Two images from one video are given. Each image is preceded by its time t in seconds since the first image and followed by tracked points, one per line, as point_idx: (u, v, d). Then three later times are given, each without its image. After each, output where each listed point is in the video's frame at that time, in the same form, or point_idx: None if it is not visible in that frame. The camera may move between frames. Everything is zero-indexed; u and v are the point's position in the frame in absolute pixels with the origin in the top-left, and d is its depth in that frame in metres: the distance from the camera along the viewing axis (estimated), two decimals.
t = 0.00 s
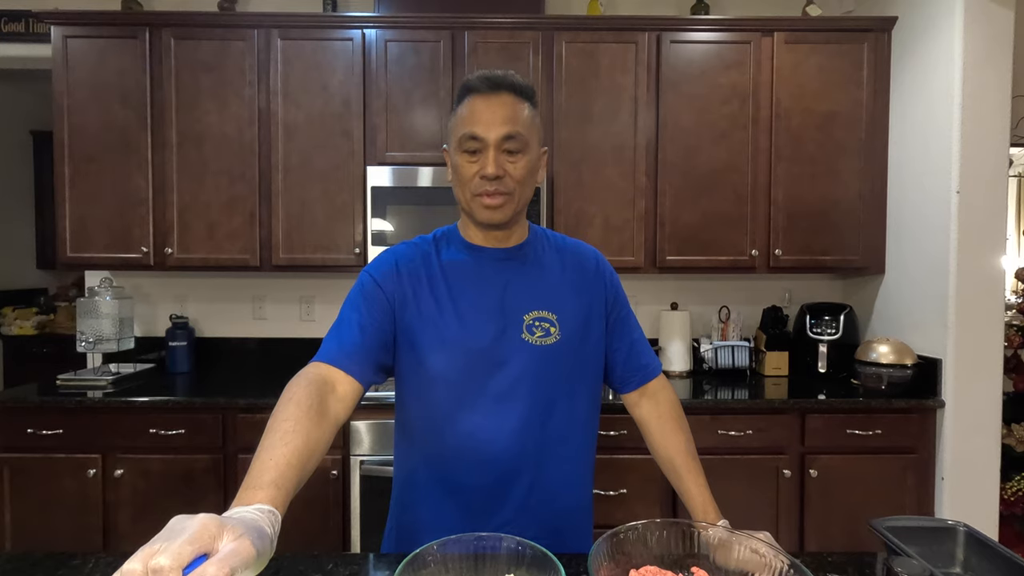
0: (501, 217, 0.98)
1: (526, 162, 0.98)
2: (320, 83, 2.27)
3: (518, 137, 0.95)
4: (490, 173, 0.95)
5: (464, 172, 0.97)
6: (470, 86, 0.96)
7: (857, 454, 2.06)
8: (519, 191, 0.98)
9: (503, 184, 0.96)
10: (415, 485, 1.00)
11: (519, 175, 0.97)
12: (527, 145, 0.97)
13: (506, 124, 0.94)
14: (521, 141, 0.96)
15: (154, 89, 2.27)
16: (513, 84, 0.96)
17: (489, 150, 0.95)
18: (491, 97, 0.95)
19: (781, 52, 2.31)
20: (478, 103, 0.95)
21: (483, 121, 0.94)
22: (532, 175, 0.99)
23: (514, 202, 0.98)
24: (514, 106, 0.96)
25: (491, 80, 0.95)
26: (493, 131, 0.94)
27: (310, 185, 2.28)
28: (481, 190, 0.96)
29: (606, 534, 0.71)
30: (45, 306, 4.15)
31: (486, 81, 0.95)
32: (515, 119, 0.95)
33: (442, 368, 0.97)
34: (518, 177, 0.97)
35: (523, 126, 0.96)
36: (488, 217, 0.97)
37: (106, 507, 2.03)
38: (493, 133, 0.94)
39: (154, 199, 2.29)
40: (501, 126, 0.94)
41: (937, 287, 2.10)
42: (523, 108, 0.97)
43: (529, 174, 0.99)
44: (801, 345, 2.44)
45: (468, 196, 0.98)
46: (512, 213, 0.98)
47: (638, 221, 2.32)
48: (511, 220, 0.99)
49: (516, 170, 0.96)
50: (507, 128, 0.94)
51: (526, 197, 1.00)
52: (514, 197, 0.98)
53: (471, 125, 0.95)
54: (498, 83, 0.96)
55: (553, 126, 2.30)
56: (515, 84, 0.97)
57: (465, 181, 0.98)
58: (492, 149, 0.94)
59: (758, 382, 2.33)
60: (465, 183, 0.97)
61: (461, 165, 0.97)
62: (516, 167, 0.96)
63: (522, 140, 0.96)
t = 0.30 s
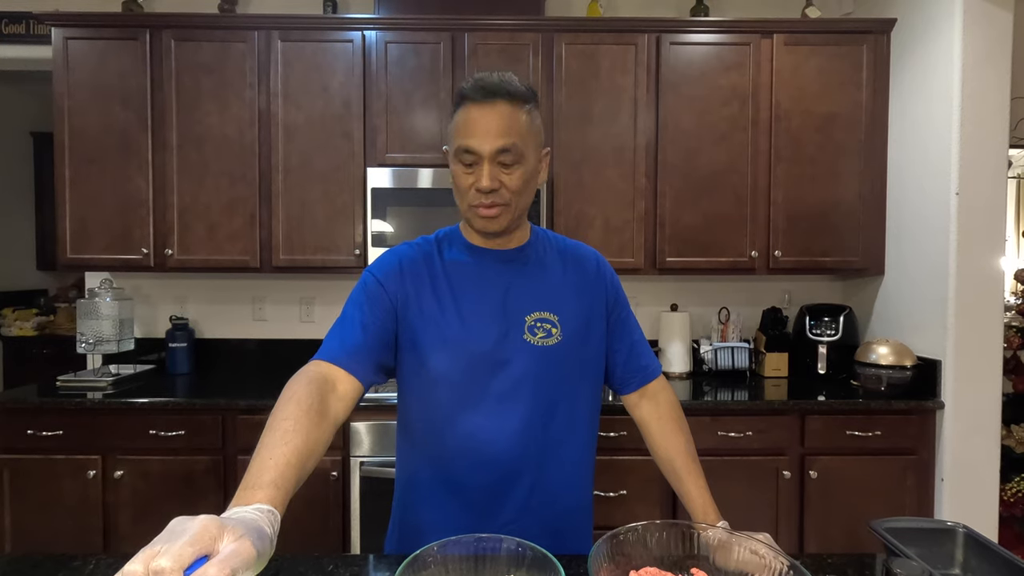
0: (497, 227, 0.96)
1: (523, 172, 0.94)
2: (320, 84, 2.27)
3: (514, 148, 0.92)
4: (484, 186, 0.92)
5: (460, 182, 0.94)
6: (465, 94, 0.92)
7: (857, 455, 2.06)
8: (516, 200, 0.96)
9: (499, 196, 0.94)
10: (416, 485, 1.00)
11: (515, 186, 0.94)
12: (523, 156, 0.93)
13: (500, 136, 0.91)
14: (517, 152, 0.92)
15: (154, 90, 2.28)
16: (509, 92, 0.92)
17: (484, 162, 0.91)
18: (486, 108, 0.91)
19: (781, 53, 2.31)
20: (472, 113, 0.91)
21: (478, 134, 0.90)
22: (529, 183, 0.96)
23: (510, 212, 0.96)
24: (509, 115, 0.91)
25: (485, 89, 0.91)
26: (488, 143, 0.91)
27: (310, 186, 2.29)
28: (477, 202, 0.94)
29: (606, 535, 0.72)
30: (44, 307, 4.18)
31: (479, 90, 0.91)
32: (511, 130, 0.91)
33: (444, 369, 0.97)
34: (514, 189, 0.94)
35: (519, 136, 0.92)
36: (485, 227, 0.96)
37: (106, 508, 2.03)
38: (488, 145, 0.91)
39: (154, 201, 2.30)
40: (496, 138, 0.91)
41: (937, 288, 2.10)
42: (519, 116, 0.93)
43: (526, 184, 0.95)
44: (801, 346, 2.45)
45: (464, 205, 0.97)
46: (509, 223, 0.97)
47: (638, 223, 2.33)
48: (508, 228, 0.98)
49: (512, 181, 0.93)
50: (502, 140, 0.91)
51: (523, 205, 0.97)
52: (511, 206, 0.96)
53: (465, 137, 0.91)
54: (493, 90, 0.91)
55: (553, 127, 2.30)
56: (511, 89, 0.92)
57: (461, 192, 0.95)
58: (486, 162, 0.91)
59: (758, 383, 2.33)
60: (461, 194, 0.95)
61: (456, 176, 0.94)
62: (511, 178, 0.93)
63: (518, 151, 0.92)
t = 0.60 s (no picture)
0: (523, 233, 0.95)
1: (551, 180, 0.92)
2: (321, 85, 2.27)
3: (547, 158, 0.89)
4: (518, 196, 0.89)
5: (488, 189, 0.91)
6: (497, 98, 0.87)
7: (858, 456, 2.06)
8: (542, 207, 0.94)
9: (530, 205, 0.91)
10: (422, 484, 1.00)
11: (545, 194, 0.92)
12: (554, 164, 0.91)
13: (537, 146, 0.87)
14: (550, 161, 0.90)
15: (155, 91, 2.28)
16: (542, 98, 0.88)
17: (518, 171, 0.88)
18: (521, 115, 0.87)
19: (781, 54, 2.31)
20: (507, 121, 0.86)
21: (514, 142, 0.86)
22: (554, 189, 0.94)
23: (537, 219, 0.94)
24: (542, 123, 0.88)
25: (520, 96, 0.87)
26: (525, 153, 0.87)
27: (310, 187, 2.29)
28: (507, 210, 0.91)
29: (607, 536, 0.72)
30: (45, 308, 4.20)
31: (513, 96, 0.87)
32: (546, 139, 0.88)
33: (452, 367, 0.97)
34: (543, 197, 0.92)
35: (553, 145, 0.89)
36: (511, 233, 0.94)
37: (107, 509, 2.03)
38: (524, 155, 0.87)
39: (154, 202, 2.30)
40: (533, 147, 0.87)
41: (938, 289, 2.10)
42: (550, 124, 0.89)
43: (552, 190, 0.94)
44: (801, 347, 2.45)
45: (490, 211, 0.93)
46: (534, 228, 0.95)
47: (638, 223, 2.33)
48: (530, 232, 0.97)
49: (543, 190, 0.91)
50: (539, 149, 0.87)
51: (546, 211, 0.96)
52: (537, 213, 0.94)
53: (500, 145, 0.87)
54: (526, 97, 0.87)
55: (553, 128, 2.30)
56: (542, 96, 0.89)
57: (489, 198, 0.92)
58: (521, 172, 0.88)
59: (759, 384, 2.33)
60: (489, 200, 0.91)
61: (486, 183, 0.90)
62: (543, 187, 0.91)
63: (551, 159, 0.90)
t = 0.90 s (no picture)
0: (563, 235, 0.90)
1: (596, 181, 0.88)
2: (321, 86, 2.28)
3: (592, 159, 0.85)
4: (559, 194, 0.85)
5: (530, 187, 0.87)
6: (543, 95, 0.84)
7: (858, 457, 2.06)
8: (585, 210, 0.89)
9: (572, 205, 0.87)
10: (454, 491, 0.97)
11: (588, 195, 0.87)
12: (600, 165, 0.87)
13: (583, 145, 0.84)
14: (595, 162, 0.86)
15: (156, 93, 2.28)
16: (591, 96, 0.85)
17: (561, 170, 0.84)
18: (568, 113, 0.83)
19: (781, 55, 2.31)
20: (551, 117, 0.83)
21: (558, 140, 0.83)
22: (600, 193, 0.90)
23: (578, 221, 0.89)
24: (589, 122, 0.84)
25: (566, 93, 0.84)
26: (568, 152, 0.83)
27: (310, 188, 2.29)
28: (548, 209, 0.87)
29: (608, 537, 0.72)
30: (45, 308, 4.20)
31: (560, 93, 0.84)
32: (592, 138, 0.84)
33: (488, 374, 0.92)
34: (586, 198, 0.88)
35: (600, 146, 0.85)
36: (551, 234, 0.90)
37: (107, 509, 2.04)
38: (567, 154, 0.83)
39: (155, 203, 2.30)
40: (577, 146, 0.83)
41: (938, 289, 2.10)
42: (598, 124, 0.85)
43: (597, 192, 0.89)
44: (802, 348, 2.45)
45: (531, 210, 0.89)
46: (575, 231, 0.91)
47: (638, 224, 2.33)
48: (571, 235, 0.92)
49: (586, 191, 0.87)
50: (584, 149, 0.84)
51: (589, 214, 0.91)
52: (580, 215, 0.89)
53: (544, 143, 0.84)
54: (574, 96, 0.84)
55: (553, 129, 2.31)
56: (591, 96, 0.85)
57: (530, 195, 0.88)
58: (564, 170, 0.84)
59: (759, 385, 2.33)
60: (531, 197, 0.88)
61: (528, 180, 0.87)
62: (586, 187, 0.86)
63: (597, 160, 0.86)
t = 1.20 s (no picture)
0: (591, 233, 0.90)
1: (626, 179, 0.87)
2: (322, 87, 2.28)
3: (620, 156, 0.84)
4: (584, 191, 0.85)
5: (558, 184, 0.88)
6: (573, 92, 0.85)
7: (858, 457, 2.06)
8: (614, 208, 0.89)
9: (598, 203, 0.87)
10: (480, 492, 0.95)
11: (616, 193, 0.87)
12: (629, 163, 0.86)
13: (609, 142, 0.83)
14: (624, 160, 0.85)
15: (156, 92, 2.28)
16: (620, 93, 0.84)
17: (587, 167, 0.84)
18: (596, 110, 0.83)
19: (781, 55, 2.31)
20: (579, 115, 0.83)
21: (585, 137, 0.83)
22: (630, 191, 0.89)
23: (607, 219, 0.89)
24: (618, 120, 0.84)
25: (595, 90, 0.84)
26: (594, 148, 0.83)
27: (310, 189, 2.29)
28: (575, 207, 0.87)
29: (609, 538, 0.71)
30: (45, 308, 4.20)
31: (589, 90, 0.84)
32: (620, 135, 0.84)
33: (518, 373, 0.91)
34: (614, 196, 0.87)
35: (628, 143, 0.85)
36: (579, 232, 0.90)
37: (107, 509, 2.03)
38: (593, 150, 0.83)
39: (155, 203, 2.30)
40: (604, 143, 0.83)
41: (938, 289, 2.10)
42: (629, 122, 0.85)
43: (627, 191, 0.88)
44: (802, 348, 2.46)
45: (559, 208, 0.90)
46: (604, 229, 0.90)
47: (639, 225, 2.33)
48: (601, 234, 0.92)
49: (613, 188, 0.86)
50: (611, 146, 0.83)
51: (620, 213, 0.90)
52: (610, 214, 0.89)
53: (571, 140, 0.84)
54: (603, 93, 0.84)
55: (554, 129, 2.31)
56: (622, 94, 0.85)
57: (558, 193, 0.89)
58: (590, 167, 0.84)
59: (760, 385, 2.33)
60: (558, 195, 0.88)
61: (556, 177, 0.87)
62: (613, 185, 0.86)
63: (625, 158, 0.85)
